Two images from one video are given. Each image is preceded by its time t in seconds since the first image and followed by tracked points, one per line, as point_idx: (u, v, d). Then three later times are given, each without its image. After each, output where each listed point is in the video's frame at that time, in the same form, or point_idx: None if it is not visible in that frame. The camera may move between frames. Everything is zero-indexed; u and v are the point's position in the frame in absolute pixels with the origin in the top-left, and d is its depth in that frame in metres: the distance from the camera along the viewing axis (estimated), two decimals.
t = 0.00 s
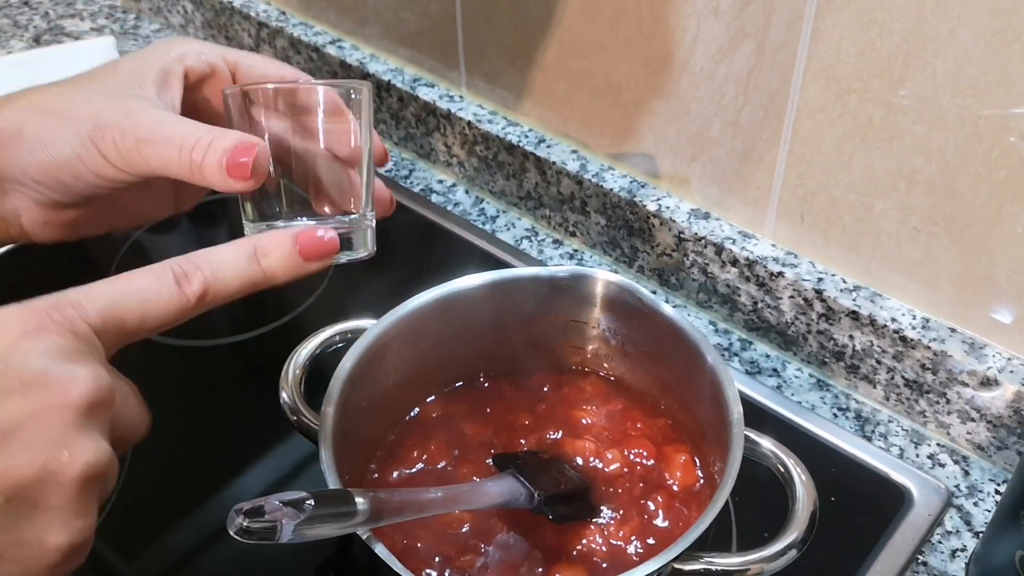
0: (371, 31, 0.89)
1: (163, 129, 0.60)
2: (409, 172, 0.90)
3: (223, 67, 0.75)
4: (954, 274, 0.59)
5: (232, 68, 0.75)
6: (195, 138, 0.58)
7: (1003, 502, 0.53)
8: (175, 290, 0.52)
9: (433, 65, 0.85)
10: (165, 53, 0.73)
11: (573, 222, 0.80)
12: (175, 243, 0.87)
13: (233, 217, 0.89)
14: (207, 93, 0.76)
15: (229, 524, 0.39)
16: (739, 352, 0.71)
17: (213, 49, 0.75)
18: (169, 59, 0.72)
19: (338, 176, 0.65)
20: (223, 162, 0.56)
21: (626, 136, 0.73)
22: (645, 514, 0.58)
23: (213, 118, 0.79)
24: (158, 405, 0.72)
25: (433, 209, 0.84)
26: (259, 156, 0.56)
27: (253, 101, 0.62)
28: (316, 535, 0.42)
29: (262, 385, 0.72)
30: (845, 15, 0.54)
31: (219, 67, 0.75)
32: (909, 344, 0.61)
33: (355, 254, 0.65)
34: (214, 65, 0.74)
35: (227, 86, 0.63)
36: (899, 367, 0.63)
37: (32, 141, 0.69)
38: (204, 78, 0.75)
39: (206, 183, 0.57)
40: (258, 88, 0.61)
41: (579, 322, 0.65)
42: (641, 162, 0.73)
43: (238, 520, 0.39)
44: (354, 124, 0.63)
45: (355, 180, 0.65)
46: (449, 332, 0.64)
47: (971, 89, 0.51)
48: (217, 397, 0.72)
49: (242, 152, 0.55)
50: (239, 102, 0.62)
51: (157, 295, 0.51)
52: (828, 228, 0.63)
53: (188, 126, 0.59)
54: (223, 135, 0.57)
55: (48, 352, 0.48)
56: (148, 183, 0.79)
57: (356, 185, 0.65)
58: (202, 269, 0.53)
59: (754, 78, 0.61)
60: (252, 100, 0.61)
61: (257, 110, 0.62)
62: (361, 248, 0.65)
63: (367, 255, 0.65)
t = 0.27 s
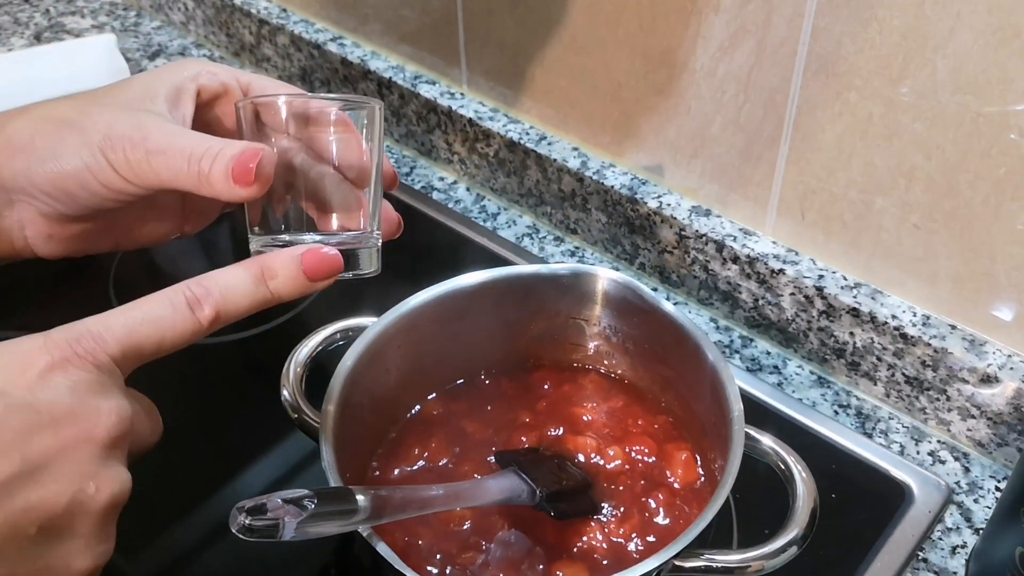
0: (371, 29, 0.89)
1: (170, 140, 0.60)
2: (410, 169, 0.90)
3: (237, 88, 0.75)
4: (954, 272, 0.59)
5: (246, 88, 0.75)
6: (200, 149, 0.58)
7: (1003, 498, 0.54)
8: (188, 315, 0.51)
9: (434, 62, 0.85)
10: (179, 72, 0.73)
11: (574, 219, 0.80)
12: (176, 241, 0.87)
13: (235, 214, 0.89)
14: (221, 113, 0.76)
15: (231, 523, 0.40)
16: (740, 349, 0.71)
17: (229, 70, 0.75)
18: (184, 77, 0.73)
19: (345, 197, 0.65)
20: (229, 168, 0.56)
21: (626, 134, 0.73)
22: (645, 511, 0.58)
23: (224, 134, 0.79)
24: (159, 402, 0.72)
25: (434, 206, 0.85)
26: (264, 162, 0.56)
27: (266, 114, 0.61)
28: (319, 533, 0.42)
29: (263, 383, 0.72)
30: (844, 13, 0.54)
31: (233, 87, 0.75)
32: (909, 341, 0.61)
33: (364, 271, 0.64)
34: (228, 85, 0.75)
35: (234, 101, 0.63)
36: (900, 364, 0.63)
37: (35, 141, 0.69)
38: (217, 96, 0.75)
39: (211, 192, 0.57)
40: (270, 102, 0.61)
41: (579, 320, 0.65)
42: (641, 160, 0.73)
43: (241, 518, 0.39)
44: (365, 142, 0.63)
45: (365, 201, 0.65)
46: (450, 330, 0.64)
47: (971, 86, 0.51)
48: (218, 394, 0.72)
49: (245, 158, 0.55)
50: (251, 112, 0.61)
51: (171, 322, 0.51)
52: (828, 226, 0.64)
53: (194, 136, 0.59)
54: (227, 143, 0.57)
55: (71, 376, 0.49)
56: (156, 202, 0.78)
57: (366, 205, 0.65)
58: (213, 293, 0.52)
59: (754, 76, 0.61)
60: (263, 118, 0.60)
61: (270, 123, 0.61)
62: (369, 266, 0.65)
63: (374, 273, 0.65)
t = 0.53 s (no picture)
0: (371, 25, 0.89)
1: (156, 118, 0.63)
2: (410, 166, 0.90)
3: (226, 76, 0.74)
4: (956, 269, 0.59)
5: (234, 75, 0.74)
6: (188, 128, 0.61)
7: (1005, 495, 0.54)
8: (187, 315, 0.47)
9: (434, 59, 0.85)
10: (169, 59, 0.73)
11: (574, 216, 0.80)
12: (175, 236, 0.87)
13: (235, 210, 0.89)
14: (211, 100, 0.75)
15: (233, 520, 0.40)
16: (741, 346, 0.71)
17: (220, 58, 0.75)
18: (173, 64, 0.72)
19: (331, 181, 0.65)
20: (212, 145, 0.58)
21: (627, 130, 0.73)
22: (646, 508, 0.58)
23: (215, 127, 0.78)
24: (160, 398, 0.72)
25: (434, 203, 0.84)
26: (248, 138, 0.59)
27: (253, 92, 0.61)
28: (321, 530, 0.42)
29: (263, 379, 0.72)
30: (846, 9, 0.54)
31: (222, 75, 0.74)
32: (910, 338, 0.61)
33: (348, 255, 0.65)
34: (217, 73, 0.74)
35: (226, 82, 0.64)
36: (901, 361, 0.63)
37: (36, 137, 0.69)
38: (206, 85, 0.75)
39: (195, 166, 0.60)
40: (258, 83, 0.61)
41: (578, 317, 0.65)
42: (642, 156, 0.73)
43: (243, 515, 0.39)
44: (353, 129, 0.63)
45: (350, 188, 0.65)
46: (450, 326, 0.64)
47: (973, 83, 0.51)
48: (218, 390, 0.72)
49: (223, 138, 0.58)
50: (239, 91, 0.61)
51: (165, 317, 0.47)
52: (830, 222, 0.63)
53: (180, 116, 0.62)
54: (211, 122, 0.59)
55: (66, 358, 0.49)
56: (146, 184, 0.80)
57: (350, 192, 0.65)
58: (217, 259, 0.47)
59: (755, 72, 0.61)
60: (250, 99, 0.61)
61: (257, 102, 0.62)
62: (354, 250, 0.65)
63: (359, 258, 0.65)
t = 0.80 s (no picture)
0: (372, 22, 0.89)
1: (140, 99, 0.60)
2: (411, 163, 0.90)
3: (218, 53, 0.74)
4: (959, 266, 0.59)
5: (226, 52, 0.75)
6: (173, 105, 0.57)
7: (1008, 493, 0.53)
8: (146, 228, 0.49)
9: (435, 56, 0.85)
10: (160, 34, 0.72)
11: (575, 213, 0.79)
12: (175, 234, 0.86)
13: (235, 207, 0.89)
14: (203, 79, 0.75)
15: (235, 517, 0.39)
16: (743, 344, 0.70)
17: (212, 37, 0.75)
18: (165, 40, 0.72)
19: (323, 161, 0.65)
20: (202, 121, 0.55)
21: (628, 127, 0.72)
22: (648, 506, 0.58)
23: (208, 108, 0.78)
24: (161, 395, 0.72)
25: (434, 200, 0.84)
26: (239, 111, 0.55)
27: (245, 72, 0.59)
28: (324, 528, 0.42)
29: (264, 376, 0.72)
30: (849, 6, 0.53)
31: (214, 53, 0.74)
32: (913, 335, 0.61)
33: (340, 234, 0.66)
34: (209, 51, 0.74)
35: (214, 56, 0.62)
36: (903, 359, 0.63)
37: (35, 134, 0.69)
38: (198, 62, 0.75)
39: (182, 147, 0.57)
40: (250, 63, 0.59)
41: (581, 314, 0.65)
42: (643, 153, 0.73)
43: (246, 512, 0.39)
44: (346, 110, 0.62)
45: (344, 167, 0.65)
46: (451, 324, 0.64)
47: (977, 80, 0.51)
48: (219, 387, 0.72)
49: (214, 114, 0.54)
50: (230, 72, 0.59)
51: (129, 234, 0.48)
52: (832, 220, 0.63)
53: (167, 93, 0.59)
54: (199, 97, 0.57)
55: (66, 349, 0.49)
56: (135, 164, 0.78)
57: (344, 172, 0.65)
58: (171, 210, 0.49)
59: (757, 69, 0.60)
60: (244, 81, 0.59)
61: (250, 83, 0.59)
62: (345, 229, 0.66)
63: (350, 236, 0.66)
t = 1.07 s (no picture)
0: (371, 17, 0.89)
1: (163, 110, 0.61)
2: (410, 159, 0.90)
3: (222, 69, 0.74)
4: (960, 262, 0.59)
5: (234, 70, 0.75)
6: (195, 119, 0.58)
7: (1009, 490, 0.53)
8: None
9: (434, 52, 0.85)
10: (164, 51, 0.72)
11: (575, 209, 0.79)
12: (174, 232, 0.86)
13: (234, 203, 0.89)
14: (208, 92, 0.75)
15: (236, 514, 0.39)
16: (743, 340, 0.70)
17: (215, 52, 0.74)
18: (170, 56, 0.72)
19: (327, 173, 0.65)
20: (223, 137, 0.56)
21: (629, 124, 0.72)
22: (649, 504, 0.57)
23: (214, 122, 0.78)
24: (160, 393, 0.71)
25: (434, 196, 0.84)
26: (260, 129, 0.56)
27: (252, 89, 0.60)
28: (326, 525, 0.42)
29: (263, 373, 0.72)
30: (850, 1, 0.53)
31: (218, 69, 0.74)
32: (913, 332, 0.61)
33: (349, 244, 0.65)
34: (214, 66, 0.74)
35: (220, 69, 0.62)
36: (904, 355, 0.63)
37: (33, 130, 0.69)
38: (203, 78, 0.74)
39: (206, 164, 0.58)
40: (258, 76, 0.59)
41: (582, 310, 0.65)
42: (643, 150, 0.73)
43: (247, 509, 0.39)
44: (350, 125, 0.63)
45: (348, 179, 0.65)
46: (451, 320, 0.64)
47: (979, 75, 0.51)
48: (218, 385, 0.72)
49: (235, 131, 0.55)
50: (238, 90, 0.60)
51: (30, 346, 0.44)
52: (833, 216, 0.63)
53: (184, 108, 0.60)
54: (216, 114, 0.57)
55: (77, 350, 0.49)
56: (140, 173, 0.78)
57: (349, 183, 0.65)
58: None
59: (758, 65, 0.60)
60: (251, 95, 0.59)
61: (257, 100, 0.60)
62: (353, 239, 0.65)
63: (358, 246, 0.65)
